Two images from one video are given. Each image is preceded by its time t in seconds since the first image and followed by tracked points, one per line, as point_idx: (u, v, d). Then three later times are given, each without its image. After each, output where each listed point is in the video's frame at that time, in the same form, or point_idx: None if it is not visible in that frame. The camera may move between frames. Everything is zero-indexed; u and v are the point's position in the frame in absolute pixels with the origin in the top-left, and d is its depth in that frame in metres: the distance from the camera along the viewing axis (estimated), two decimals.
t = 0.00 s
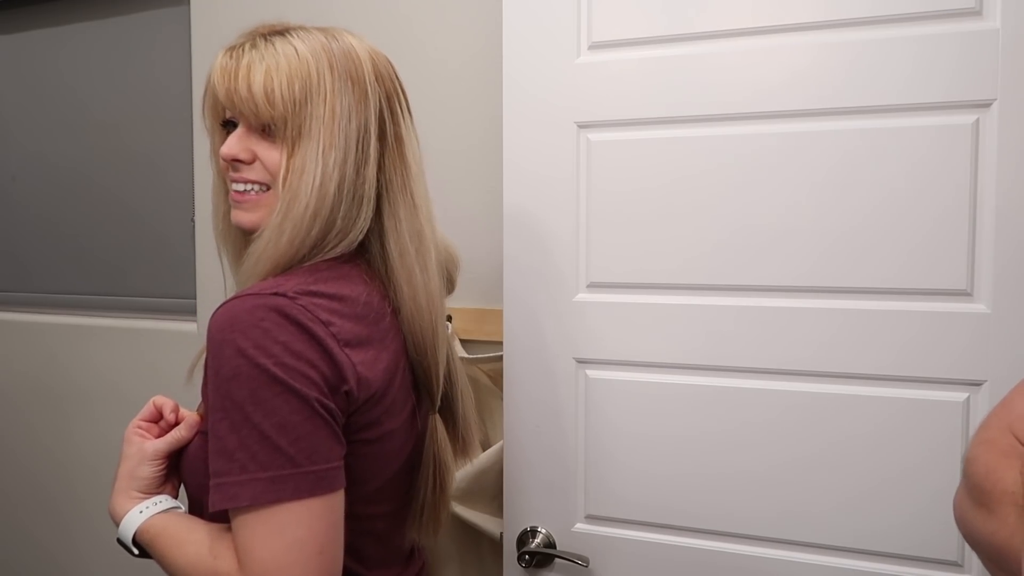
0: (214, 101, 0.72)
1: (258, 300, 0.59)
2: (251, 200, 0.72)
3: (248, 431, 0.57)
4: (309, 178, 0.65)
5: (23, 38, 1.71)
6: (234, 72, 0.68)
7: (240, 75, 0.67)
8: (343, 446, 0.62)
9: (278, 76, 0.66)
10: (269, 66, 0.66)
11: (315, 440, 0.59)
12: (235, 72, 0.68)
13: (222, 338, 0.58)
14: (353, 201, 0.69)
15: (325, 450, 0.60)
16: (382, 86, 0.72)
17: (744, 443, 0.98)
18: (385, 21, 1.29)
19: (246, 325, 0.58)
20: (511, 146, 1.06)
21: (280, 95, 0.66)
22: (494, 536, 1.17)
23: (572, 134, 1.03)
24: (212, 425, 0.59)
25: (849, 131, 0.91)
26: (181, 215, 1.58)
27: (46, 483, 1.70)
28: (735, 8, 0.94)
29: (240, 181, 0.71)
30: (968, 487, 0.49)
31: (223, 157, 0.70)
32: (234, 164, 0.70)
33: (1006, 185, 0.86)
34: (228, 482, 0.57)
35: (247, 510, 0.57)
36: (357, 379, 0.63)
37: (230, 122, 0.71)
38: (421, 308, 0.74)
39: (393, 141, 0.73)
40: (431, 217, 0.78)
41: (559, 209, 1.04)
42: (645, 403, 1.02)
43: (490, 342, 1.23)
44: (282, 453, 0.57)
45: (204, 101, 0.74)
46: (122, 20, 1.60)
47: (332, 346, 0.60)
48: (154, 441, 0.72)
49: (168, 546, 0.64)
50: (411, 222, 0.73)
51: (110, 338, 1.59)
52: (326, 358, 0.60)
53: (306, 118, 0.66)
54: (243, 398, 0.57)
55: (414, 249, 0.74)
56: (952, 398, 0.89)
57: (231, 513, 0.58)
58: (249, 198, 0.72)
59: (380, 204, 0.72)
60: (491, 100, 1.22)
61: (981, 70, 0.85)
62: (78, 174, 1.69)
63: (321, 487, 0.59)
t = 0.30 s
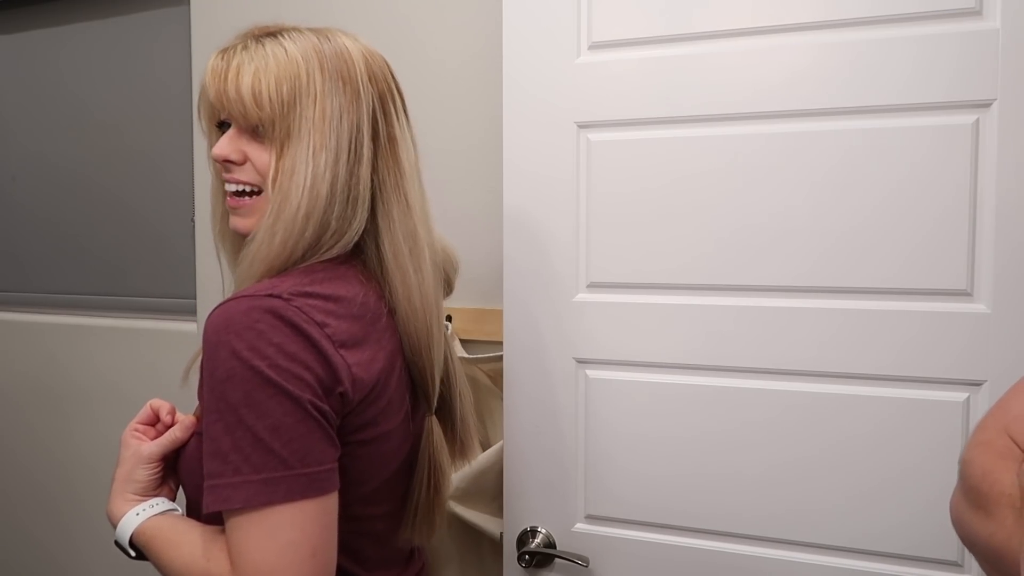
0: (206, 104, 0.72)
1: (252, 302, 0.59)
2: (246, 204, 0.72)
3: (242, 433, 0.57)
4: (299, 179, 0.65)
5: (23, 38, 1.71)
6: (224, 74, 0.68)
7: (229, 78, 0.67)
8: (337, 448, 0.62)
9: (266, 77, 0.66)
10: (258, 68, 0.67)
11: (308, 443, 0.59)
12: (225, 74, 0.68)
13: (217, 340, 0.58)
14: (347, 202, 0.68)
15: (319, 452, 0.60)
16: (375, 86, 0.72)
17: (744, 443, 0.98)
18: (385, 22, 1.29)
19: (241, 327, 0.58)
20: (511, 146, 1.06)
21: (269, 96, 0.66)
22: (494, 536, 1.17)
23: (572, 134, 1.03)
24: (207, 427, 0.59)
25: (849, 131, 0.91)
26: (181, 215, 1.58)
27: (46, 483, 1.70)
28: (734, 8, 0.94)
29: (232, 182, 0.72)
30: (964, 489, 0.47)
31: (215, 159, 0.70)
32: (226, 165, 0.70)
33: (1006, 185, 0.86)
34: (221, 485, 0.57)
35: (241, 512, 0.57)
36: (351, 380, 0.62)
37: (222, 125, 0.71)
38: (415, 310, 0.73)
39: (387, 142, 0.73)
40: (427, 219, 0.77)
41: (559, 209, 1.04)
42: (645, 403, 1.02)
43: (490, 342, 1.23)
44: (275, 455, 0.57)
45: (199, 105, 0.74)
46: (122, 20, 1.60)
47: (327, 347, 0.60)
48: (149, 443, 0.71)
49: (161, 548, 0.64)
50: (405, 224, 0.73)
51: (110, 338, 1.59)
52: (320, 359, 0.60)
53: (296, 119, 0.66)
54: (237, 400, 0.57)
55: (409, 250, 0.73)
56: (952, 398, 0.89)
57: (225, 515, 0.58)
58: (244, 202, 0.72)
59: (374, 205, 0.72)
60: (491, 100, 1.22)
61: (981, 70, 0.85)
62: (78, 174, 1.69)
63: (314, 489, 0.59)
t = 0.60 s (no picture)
0: (199, 107, 0.72)
1: (237, 300, 0.59)
2: (241, 203, 0.72)
3: (222, 430, 0.57)
4: (290, 178, 0.65)
5: (23, 38, 1.71)
6: (215, 76, 0.68)
7: (220, 79, 0.68)
8: (319, 447, 0.62)
9: (255, 77, 0.66)
10: (248, 68, 0.67)
11: (288, 441, 0.59)
12: (216, 75, 0.68)
13: (200, 338, 0.58)
14: (339, 200, 0.68)
15: (299, 450, 0.59)
16: (368, 83, 0.72)
17: (745, 443, 0.98)
18: (385, 22, 1.29)
19: (223, 325, 0.58)
20: (511, 146, 1.06)
21: (259, 96, 0.66)
22: (494, 536, 1.17)
23: (572, 134, 1.03)
24: (191, 424, 0.59)
25: (849, 131, 0.91)
26: (181, 215, 1.58)
27: (46, 483, 1.70)
28: (735, 8, 0.94)
29: (228, 183, 0.72)
30: (958, 491, 0.47)
31: (210, 161, 0.70)
32: (222, 167, 0.71)
33: (1006, 185, 0.86)
34: (202, 482, 0.57)
35: (222, 509, 0.57)
36: (334, 380, 0.62)
37: (216, 126, 0.71)
38: (408, 308, 0.72)
39: (379, 138, 0.72)
40: (422, 215, 0.77)
41: (560, 209, 1.04)
42: (645, 403, 1.02)
43: (490, 342, 1.23)
44: (254, 453, 0.57)
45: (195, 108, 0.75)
46: (122, 21, 1.60)
47: (310, 347, 0.60)
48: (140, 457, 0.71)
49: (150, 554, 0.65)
50: (397, 220, 0.72)
51: (110, 338, 1.60)
52: (303, 359, 0.60)
53: (286, 118, 0.66)
54: (218, 397, 0.57)
55: (401, 247, 0.72)
56: (952, 398, 0.89)
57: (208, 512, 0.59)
58: (239, 200, 0.72)
59: (367, 202, 0.72)
60: (491, 100, 1.22)
61: (981, 70, 0.85)
62: (78, 174, 1.69)
63: (294, 488, 0.58)
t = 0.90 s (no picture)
0: (192, 118, 0.72)
1: (226, 298, 0.58)
2: (243, 207, 0.72)
3: (193, 429, 0.56)
4: (286, 178, 0.64)
5: (23, 38, 1.71)
6: (203, 86, 0.68)
7: (208, 88, 0.67)
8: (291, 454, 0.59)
9: (241, 84, 0.66)
10: (233, 76, 0.66)
11: (255, 447, 0.56)
12: (204, 85, 0.68)
13: (188, 335, 0.57)
14: (335, 196, 0.67)
15: (265, 457, 0.57)
16: (357, 76, 0.71)
17: (745, 443, 0.98)
18: (385, 22, 1.29)
19: (210, 323, 0.56)
20: (511, 146, 1.06)
21: (246, 102, 0.66)
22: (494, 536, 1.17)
23: (572, 134, 1.03)
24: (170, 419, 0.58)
25: (849, 131, 0.91)
26: (180, 214, 1.58)
27: (47, 483, 1.70)
28: (735, 8, 0.94)
29: (229, 190, 0.72)
30: (953, 493, 0.47)
31: (211, 172, 0.71)
32: (222, 176, 0.71)
33: (1006, 184, 0.86)
34: (170, 479, 0.56)
35: (186, 509, 0.56)
36: (320, 381, 0.60)
37: (211, 135, 0.71)
38: (406, 302, 0.71)
39: (370, 130, 0.71)
40: (420, 206, 0.75)
41: (560, 210, 1.04)
42: (645, 403, 1.02)
43: (490, 342, 1.23)
44: (219, 455, 0.55)
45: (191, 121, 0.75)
46: (122, 21, 1.60)
47: (297, 347, 0.59)
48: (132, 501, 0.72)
49: None
50: (392, 213, 0.71)
51: (110, 338, 1.60)
52: (286, 360, 0.58)
53: (276, 121, 0.66)
54: (193, 395, 0.56)
55: (397, 240, 0.71)
56: (952, 398, 0.89)
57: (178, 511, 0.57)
58: (242, 206, 0.72)
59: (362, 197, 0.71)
60: (491, 100, 1.22)
61: (981, 70, 0.85)
62: (79, 174, 1.69)
63: (256, 495, 0.56)
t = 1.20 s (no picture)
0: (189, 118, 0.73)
1: (211, 299, 0.58)
2: (239, 207, 0.73)
3: (165, 430, 0.57)
4: (278, 176, 0.64)
5: (23, 38, 1.71)
6: (198, 85, 0.68)
7: (202, 88, 0.68)
8: (258, 465, 0.59)
9: (235, 83, 0.66)
10: (227, 75, 0.67)
11: (215, 457, 0.56)
12: (198, 85, 0.68)
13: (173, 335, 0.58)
14: (328, 195, 0.67)
15: (224, 469, 0.56)
16: (352, 74, 0.70)
17: (745, 443, 0.98)
18: (385, 22, 1.29)
19: (192, 325, 0.57)
20: (511, 146, 1.06)
21: (239, 101, 0.66)
22: (494, 536, 1.17)
23: (572, 134, 1.03)
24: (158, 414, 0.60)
25: (849, 131, 0.91)
26: (180, 214, 1.58)
27: (47, 483, 1.70)
28: (735, 8, 0.94)
29: (225, 190, 0.72)
30: (954, 491, 0.47)
31: (205, 170, 0.71)
32: (217, 175, 0.71)
33: (1005, 184, 0.86)
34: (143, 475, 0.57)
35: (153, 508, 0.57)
36: (302, 384, 0.60)
37: (207, 134, 0.72)
38: (396, 299, 0.69)
39: (365, 128, 0.70)
40: (415, 204, 0.74)
41: (560, 210, 1.04)
42: (645, 403, 1.02)
43: (490, 342, 1.23)
44: (180, 461, 0.56)
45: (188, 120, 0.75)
46: (122, 21, 1.60)
47: (278, 350, 0.59)
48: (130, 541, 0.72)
49: None
50: (383, 211, 0.70)
51: (110, 338, 1.60)
52: (264, 365, 0.58)
53: (269, 119, 0.66)
54: (170, 396, 0.57)
55: (388, 239, 0.70)
56: (952, 398, 0.89)
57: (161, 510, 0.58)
58: (237, 205, 0.73)
59: (355, 195, 0.70)
60: (491, 100, 1.22)
61: (981, 70, 0.85)
62: (79, 175, 1.69)
63: (206, 505, 0.56)
